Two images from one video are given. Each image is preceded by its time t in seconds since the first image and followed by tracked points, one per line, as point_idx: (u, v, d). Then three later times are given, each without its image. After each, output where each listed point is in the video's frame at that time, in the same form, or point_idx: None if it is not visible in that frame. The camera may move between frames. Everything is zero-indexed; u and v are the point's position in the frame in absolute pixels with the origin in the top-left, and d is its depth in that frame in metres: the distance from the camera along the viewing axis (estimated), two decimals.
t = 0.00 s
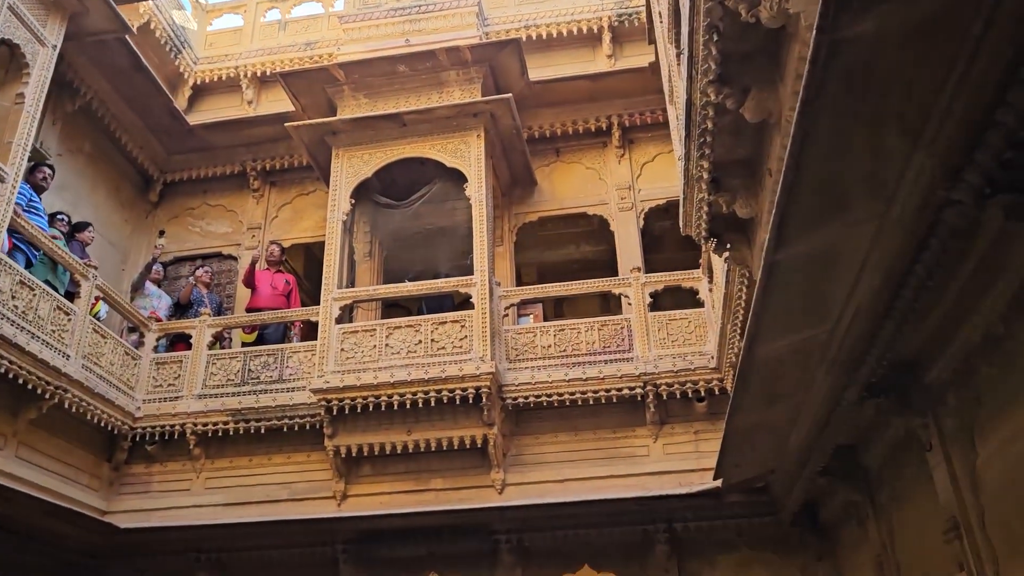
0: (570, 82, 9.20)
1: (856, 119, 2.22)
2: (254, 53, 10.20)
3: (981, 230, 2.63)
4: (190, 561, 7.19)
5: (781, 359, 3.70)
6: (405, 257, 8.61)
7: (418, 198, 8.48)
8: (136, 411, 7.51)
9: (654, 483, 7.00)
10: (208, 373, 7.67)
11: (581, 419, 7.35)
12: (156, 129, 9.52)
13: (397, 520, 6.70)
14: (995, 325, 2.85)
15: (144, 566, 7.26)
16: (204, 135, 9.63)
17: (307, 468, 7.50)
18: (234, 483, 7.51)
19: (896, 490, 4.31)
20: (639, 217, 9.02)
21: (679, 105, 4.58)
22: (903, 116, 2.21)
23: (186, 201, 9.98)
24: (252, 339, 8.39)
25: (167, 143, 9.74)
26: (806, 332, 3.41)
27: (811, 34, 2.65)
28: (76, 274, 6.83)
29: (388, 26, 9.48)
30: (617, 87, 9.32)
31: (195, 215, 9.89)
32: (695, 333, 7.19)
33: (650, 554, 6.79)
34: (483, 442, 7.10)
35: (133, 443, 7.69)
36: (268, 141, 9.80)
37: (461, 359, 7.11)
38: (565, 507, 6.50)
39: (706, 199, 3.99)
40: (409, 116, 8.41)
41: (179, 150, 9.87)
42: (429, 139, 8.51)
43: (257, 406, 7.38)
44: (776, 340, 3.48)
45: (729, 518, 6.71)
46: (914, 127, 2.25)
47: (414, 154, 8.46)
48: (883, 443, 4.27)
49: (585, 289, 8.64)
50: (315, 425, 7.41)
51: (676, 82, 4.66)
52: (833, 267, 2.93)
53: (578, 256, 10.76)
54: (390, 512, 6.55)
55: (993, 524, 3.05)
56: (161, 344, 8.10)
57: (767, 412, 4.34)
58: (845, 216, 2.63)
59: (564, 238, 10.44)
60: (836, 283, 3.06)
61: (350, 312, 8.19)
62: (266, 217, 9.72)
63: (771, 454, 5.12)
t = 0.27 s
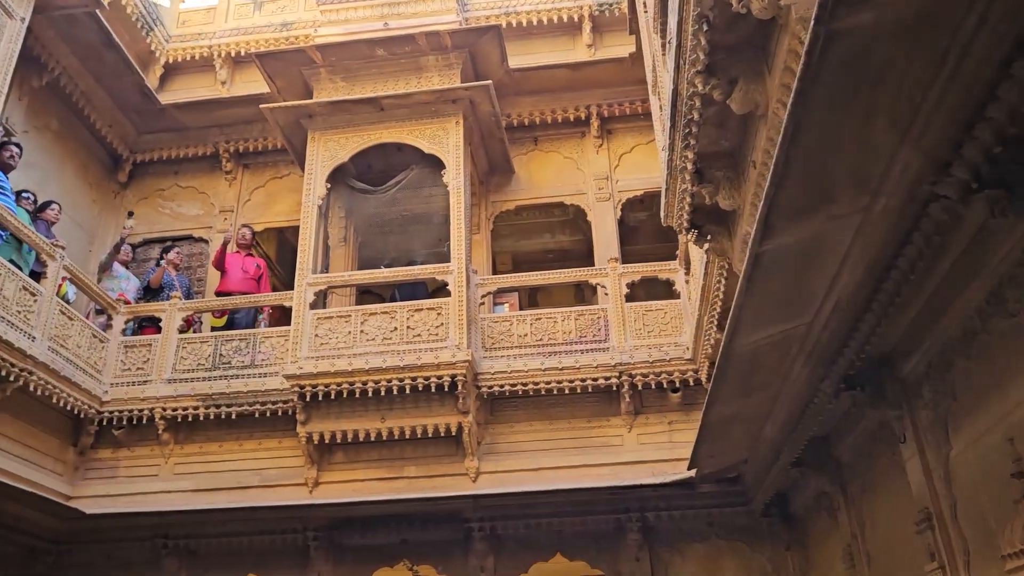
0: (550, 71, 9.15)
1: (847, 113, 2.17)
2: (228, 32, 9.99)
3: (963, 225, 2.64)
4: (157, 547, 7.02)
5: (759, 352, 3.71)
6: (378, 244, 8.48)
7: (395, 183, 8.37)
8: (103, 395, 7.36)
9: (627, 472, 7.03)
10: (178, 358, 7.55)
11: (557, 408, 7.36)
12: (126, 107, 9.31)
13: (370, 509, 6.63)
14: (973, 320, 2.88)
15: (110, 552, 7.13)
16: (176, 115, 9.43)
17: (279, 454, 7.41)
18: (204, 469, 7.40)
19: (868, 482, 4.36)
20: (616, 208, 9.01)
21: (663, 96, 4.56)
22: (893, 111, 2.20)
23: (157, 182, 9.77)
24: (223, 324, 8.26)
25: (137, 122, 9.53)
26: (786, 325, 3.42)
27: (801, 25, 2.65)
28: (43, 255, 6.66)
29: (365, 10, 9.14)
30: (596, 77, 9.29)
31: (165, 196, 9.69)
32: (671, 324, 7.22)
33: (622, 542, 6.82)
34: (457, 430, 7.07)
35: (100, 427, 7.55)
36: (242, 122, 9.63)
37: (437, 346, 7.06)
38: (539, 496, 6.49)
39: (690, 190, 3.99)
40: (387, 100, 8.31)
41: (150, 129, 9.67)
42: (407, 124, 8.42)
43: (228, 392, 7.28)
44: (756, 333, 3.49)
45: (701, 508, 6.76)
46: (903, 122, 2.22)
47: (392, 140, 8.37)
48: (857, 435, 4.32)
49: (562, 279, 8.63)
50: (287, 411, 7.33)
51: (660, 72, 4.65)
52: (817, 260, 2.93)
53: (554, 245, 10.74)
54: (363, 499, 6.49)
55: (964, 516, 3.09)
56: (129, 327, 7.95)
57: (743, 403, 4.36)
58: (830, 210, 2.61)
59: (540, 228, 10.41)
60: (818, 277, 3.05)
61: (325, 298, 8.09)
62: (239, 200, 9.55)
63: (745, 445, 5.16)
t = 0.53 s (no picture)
0: (530, 61, 9.11)
1: (844, 109, 2.18)
2: (203, 14, 9.79)
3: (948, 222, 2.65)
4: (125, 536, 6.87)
5: (741, 346, 3.73)
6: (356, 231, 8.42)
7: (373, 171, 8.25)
8: (71, 380, 7.21)
9: (603, 464, 7.06)
10: (148, 344, 7.42)
11: (533, 399, 7.36)
12: (97, 88, 9.09)
13: (344, 498, 6.54)
14: (954, 318, 2.91)
15: (76, 541, 6.99)
16: (148, 96, 9.24)
17: (252, 443, 7.32)
18: (175, 457, 7.29)
19: (843, 476, 4.41)
20: (594, 200, 9.00)
21: (650, 89, 4.55)
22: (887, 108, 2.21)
23: (126, 164, 9.57)
24: (194, 310, 8.13)
25: (108, 103, 9.32)
26: (769, 319, 3.44)
27: (795, 20, 2.66)
28: (11, 237, 6.50)
29: None
30: (577, 68, 9.26)
31: (136, 179, 9.48)
32: (648, 318, 7.25)
33: (596, 533, 6.83)
34: (434, 421, 7.03)
35: (67, 414, 7.40)
36: (216, 106, 9.46)
37: (414, 336, 7.01)
38: (515, 486, 6.46)
39: (675, 183, 3.99)
40: (366, 87, 8.21)
41: (120, 111, 9.46)
42: (385, 112, 8.33)
43: (201, 379, 7.17)
44: (739, 327, 3.51)
45: (675, 500, 6.79)
46: (897, 119, 2.24)
47: (370, 127, 8.27)
48: (833, 429, 4.36)
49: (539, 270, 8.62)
50: (261, 400, 7.24)
51: (647, 65, 4.64)
52: (803, 255, 2.94)
53: (529, 237, 10.70)
54: (338, 489, 6.40)
55: (940, 511, 3.13)
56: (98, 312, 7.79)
57: (722, 396, 4.39)
58: (820, 205, 2.63)
59: (517, 219, 10.36)
60: (803, 272, 3.08)
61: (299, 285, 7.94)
62: (212, 185, 9.38)
63: (721, 437, 5.20)
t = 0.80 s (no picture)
0: (511, 53, 9.05)
1: (840, 106, 2.21)
2: None
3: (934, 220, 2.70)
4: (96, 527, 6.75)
5: (725, 340, 3.76)
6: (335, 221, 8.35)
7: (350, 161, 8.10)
8: (40, 368, 7.07)
9: (580, 457, 7.06)
10: (120, 332, 7.29)
11: (510, 392, 7.35)
12: (68, 70, 8.88)
13: (320, 489, 6.44)
14: (937, 314, 2.96)
15: (43, 532, 6.83)
16: (121, 80, 9.04)
17: (225, 433, 7.22)
18: (146, 447, 7.17)
19: (820, 469, 4.48)
20: (572, 194, 8.94)
21: (636, 84, 4.57)
22: (882, 105, 2.24)
23: (98, 150, 9.33)
24: (167, 299, 7.98)
25: (78, 86, 9.11)
26: (754, 313, 3.48)
27: (789, 17, 2.69)
28: None
29: None
30: (556, 61, 9.21)
31: (107, 164, 9.24)
32: (626, 312, 7.27)
33: (571, 525, 6.82)
34: (411, 412, 6.96)
35: (35, 402, 7.25)
36: (191, 92, 9.29)
37: (393, 328, 6.95)
38: (493, 478, 6.42)
39: (661, 178, 4.01)
40: (345, 76, 8.12)
41: (91, 95, 9.25)
42: (363, 101, 8.22)
43: (174, 368, 7.06)
44: (724, 322, 3.53)
45: (651, 493, 6.80)
46: (890, 117, 2.27)
47: (348, 116, 8.16)
48: (811, 423, 4.42)
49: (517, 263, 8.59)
50: (235, 390, 7.15)
51: (633, 60, 4.66)
52: (791, 250, 2.98)
53: (505, 231, 10.63)
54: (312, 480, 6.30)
55: (919, 504, 3.18)
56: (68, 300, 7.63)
57: (703, 389, 4.43)
58: (810, 201, 2.66)
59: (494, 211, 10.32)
60: (790, 267, 3.11)
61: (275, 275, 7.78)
62: (186, 172, 9.17)
63: (699, 431, 5.24)
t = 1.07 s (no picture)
0: (492, 45, 8.93)
1: (831, 98, 2.21)
2: None
3: (918, 214, 2.71)
4: (65, 518, 6.62)
5: (707, 333, 3.76)
6: (309, 210, 7.99)
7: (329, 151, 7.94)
8: (8, 356, 6.92)
9: (558, 450, 6.98)
10: (92, 321, 7.15)
11: (488, 383, 7.26)
12: (40, 53, 8.67)
13: (295, 481, 6.33)
14: (919, 308, 2.98)
15: (9, 523, 6.67)
16: (95, 64, 8.85)
17: (199, 424, 7.11)
18: (118, 438, 7.04)
19: (798, 463, 4.50)
20: (553, 187, 8.82)
21: (621, 76, 4.55)
22: (872, 97, 2.24)
23: (70, 134, 9.11)
24: (140, 287, 7.83)
25: (50, 69, 8.89)
26: (736, 306, 3.48)
27: (779, 9, 2.68)
28: None
29: None
30: (538, 53, 9.08)
31: (79, 150, 9.04)
32: (606, 306, 7.22)
33: (548, 518, 6.76)
34: (388, 405, 6.82)
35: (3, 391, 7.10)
36: (166, 77, 9.10)
37: (370, 319, 6.81)
38: (470, 471, 6.36)
39: (645, 170, 4.01)
40: (326, 63, 7.99)
41: (64, 78, 9.04)
42: (344, 89, 8.11)
43: (147, 358, 6.94)
44: (708, 315, 3.53)
45: (627, 487, 6.75)
46: (877, 109, 2.28)
47: (328, 105, 8.02)
48: (791, 416, 4.44)
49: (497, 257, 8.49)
50: (210, 380, 7.04)
51: (619, 51, 4.64)
52: (776, 243, 2.98)
53: (484, 223, 10.48)
54: (286, 472, 6.18)
55: (898, 497, 3.21)
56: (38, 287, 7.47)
57: (683, 382, 4.43)
58: (797, 193, 2.66)
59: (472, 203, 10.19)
60: (775, 260, 3.11)
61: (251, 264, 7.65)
62: (160, 158, 9.00)
63: (678, 424, 5.25)
